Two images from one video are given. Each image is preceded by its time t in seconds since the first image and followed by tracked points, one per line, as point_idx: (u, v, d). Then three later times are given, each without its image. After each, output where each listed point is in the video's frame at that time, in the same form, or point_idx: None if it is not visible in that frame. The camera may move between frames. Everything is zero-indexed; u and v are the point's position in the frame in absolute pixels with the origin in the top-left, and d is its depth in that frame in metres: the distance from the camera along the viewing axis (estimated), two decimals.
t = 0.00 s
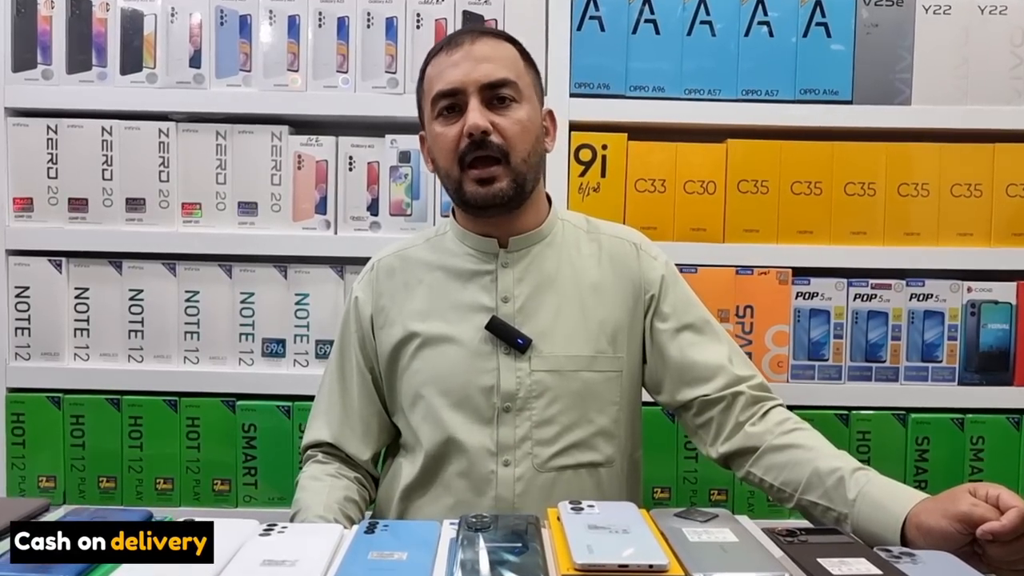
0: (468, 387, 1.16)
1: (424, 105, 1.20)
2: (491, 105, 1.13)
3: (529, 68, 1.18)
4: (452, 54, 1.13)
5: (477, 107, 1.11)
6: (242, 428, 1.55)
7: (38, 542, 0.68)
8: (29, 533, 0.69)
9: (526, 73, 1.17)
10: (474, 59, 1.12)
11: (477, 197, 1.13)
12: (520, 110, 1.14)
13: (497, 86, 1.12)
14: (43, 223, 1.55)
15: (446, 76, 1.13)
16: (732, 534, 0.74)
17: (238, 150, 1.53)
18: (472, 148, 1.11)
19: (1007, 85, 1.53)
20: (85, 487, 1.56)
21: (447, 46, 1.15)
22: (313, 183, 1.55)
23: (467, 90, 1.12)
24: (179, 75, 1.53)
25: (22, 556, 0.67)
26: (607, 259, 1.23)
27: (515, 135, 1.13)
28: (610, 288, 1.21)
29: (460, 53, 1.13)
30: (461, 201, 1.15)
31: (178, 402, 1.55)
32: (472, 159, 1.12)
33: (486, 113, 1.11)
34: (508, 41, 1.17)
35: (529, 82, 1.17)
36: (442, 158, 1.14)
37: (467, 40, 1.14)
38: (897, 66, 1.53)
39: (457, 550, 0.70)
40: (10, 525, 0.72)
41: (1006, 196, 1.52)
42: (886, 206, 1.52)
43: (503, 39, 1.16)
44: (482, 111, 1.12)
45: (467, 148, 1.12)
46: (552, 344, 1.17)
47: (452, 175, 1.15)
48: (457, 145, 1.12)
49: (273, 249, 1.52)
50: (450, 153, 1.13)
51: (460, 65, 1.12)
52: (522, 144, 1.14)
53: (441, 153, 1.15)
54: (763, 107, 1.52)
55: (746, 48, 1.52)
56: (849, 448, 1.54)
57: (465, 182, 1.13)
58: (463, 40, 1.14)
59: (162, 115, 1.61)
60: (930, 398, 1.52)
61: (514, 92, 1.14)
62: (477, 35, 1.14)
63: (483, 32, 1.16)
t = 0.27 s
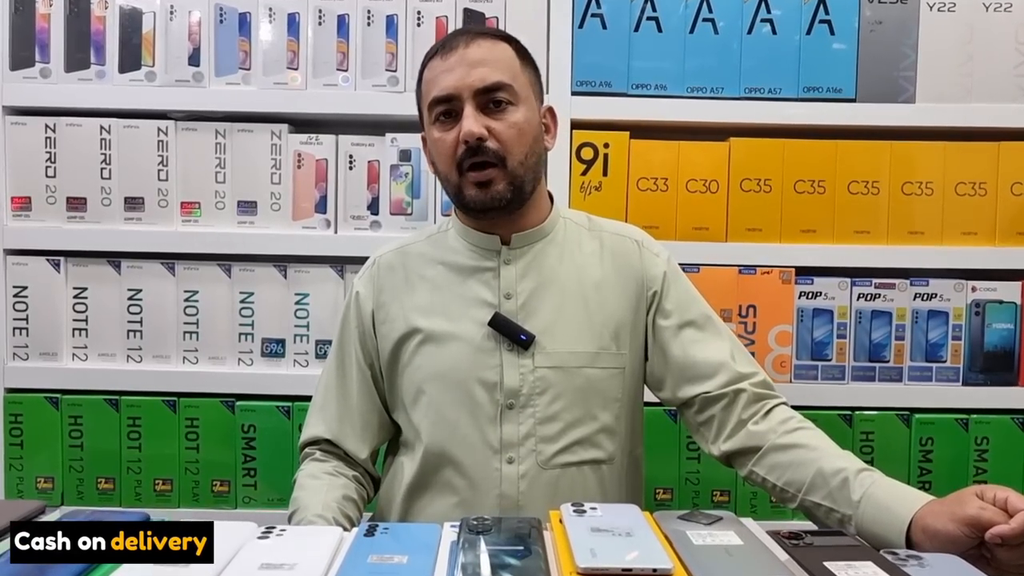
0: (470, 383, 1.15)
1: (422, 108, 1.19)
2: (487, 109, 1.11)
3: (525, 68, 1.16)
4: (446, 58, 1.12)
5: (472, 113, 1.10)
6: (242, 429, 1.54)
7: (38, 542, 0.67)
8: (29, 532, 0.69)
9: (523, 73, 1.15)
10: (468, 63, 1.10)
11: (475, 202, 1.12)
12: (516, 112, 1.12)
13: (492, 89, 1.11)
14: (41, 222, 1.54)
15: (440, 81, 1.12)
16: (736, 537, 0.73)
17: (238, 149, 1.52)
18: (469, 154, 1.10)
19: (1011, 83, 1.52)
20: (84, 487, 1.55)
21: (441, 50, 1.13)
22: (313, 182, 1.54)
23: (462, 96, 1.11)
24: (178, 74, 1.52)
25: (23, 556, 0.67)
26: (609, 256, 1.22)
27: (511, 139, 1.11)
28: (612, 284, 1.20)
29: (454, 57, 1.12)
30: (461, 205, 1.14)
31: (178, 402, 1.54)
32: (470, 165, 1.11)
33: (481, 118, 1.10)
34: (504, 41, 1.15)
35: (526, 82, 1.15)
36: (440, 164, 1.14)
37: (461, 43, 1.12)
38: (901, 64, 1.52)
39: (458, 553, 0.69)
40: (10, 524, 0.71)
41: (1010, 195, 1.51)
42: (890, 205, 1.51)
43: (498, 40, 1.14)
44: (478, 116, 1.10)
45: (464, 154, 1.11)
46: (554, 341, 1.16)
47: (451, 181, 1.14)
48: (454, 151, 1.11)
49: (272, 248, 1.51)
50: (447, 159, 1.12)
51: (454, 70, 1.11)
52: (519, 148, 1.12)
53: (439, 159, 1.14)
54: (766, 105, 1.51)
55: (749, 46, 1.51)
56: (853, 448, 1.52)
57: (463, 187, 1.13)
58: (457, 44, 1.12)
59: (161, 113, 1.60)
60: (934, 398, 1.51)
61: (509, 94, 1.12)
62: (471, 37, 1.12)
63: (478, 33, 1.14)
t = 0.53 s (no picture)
0: (470, 384, 1.14)
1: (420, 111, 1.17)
2: (485, 116, 1.10)
3: (524, 71, 1.14)
4: (444, 65, 1.09)
5: (470, 122, 1.09)
6: (240, 430, 1.54)
7: (38, 542, 0.67)
8: (28, 532, 0.69)
9: (521, 77, 1.13)
10: (466, 70, 1.08)
11: (475, 210, 1.12)
12: (515, 119, 1.11)
13: (490, 98, 1.09)
14: (39, 222, 1.53)
15: (438, 89, 1.10)
16: (735, 539, 0.72)
17: (236, 148, 1.52)
18: (467, 164, 1.10)
19: (1011, 83, 1.51)
20: (82, 488, 1.55)
21: (439, 55, 1.11)
22: (311, 182, 1.53)
23: (460, 104, 1.09)
24: (176, 73, 1.51)
25: (22, 556, 0.67)
26: (609, 257, 1.22)
27: (509, 147, 1.10)
28: (612, 285, 1.19)
29: (451, 63, 1.09)
30: (460, 212, 1.14)
31: (175, 403, 1.54)
32: (469, 173, 1.11)
33: (479, 127, 1.09)
34: (502, 45, 1.12)
35: (525, 87, 1.13)
36: (440, 171, 1.13)
37: (458, 48, 1.10)
38: (901, 64, 1.52)
39: (455, 556, 0.69)
40: (10, 524, 0.71)
41: (1011, 195, 1.50)
42: (890, 205, 1.51)
43: (497, 44, 1.12)
44: (476, 125, 1.09)
45: (463, 164, 1.10)
46: (554, 341, 1.15)
47: (450, 188, 1.13)
48: (453, 160, 1.10)
49: (270, 248, 1.51)
50: (446, 167, 1.12)
51: (452, 78, 1.09)
52: (518, 156, 1.11)
53: (438, 167, 1.13)
54: (766, 105, 1.51)
55: (749, 46, 1.51)
56: (852, 450, 1.52)
57: (462, 195, 1.12)
58: (454, 50, 1.10)
59: (158, 113, 1.59)
60: (935, 399, 1.50)
61: (508, 102, 1.10)
62: (469, 42, 1.10)
63: (475, 37, 1.11)
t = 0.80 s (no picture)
0: (473, 385, 1.14)
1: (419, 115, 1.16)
2: (485, 123, 1.08)
3: (523, 76, 1.12)
4: (442, 71, 1.08)
5: (469, 130, 1.07)
6: (239, 431, 1.54)
7: (38, 542, 0.67)
8: (29, 532, 0.69)
9: (521, 82, 1.11)
10: (464, 77, 1.07)
11: (474, 217, 1.11)
12: (514, 125, 1.10)
13: (490, 105, 1.08)
14: (39, 223, 1.53)
15: (436, 96, 1.08)
16: (734, 541, 0.72)
17: (235, 149, 1.52)
18: (467, 171, 1.09)
19: (1012, 83, 1.51)
20: (82, 489, 1.55)
21: (437, 60, 1.09)
22: (311, 182, 1.53)
23: (459, 112, 1.08)
24: (175, 74, 1.51)
25: (22, 556, 0.67)
26: (611, 258, 1.21)
27: (509, 154, 1.09)
28: (614, 286, 1.19)
29: (450, 70, 1.08)
30: (460, 218, 1.14)
31: (175, 404, 1.54)
32: (468, 181, 1.10)
33: (478, 135, 1.08)
34: (501, 50, 1.10)
35: (524, 91, 1.12)
36: (439, 178, 1.12)
37: (457, 54, 1.08)
38: (902, 64, 1.51)
39: (453, 558, 0.68)
40: (11, 524, 0.71)
41: (1012, 195, 1.50)
42: (891, 205, 1.51)
43: (496, 49, 1.10)
44: (475, 133, 1.08)
45: (462, 171, 1.09)
46: (557, 342, 1.15)
47: (450, 194, 1.13)
48: (452, 167, 1.09)
49: (270, 249, 1.51)
50: (445, 175, 1.11)
51: (450, 85, 1.07)
52: (518, 163, 1.10)
53: (437, 173, 1.12)
54: (767, 105, 1.51)
55: (749, 46, 1.50)
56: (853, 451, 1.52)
57: (461, 202, 1.12)
58: (453, 56, 1.08)
59: (158, 114, 1.59)
60: (936, 400, 1.50)
61: (507, 108, 1.09)
62: (468, 48, 1.08)
63: (474, 41, 1.10)
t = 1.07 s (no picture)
0: (477, 386, 1.14)
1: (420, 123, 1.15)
2: (486, 132, 1.08)
3: (525, 82, 1.11)
4: (443, 80, 1.07)
5: (470, 140, 1.07)
6: (240, 430, 1.54)
7: (38, 542, 0.67)
8: (28, 532, 0.69)
9: (522, 89, 1.10)
10: (465, 86, 1.06)
11: (476, 226, 1.11)
12: (516, 133, 1.09)
13: (491, 114, 1.07)
14: (39, 222, 1.53)
15: (437, 105, 1.08)
16: (733, 540, 0.72)
17: (236, 148, 1.52)
18: (468, 181, 1.08)
19: (1013, 82, 1.51)
20: (82, 488, 1.55)
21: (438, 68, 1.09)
22: (311, 181, 1.53)
23: (459, 122, 1.07)
24: (175, 73, 1.51)
25: (22, 556, 0.67)
26: (615, 258, 1.21)
27: (510, 163, 1.09)
28: (618, 287, 1.19)
29: (451, 79, 1.07)
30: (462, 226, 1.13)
31: (175, 403, 1.54)
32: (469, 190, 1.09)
33: (479, 145, 1.07)
34: (503, 57, 1.09)
35: (526, 98, 1.11)
36: (440, 187, 1.12)
37: (457, 63, 1.07)
38: (902, 63, 1.51)
39: (452, 557, 0.68)
40: (10, 524, 0.71)
41: (1013, 195, 1.50)
42: (891, 205, 1.50)
43: (497, 56, 1.09)
44: (476, 142, 1.07)
45: (463, 181, 1.08)
46: (560, 343, 1.15)
47: (451, 203, 1.12)
48: (453, 177, 1.09)
49: (270, 248, 1.51)
50: (447, 184, 1.10)
51: (451, 95, 1.06)
52: (520, 172, 1.10)
53: (438, 182, 1.12)
54: (767, 105, 1.50)
55: (749, 45, 1.50)
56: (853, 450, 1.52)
57: (463, 211, 1.11)
58: (454, 64, 1.07)
59: (158, 113, 1.59)
60: (936, 400, 1.50)
61: (509, 117, 1.08)
62: (468, 56, 1.07)
63: (474, 49, 1.09)
